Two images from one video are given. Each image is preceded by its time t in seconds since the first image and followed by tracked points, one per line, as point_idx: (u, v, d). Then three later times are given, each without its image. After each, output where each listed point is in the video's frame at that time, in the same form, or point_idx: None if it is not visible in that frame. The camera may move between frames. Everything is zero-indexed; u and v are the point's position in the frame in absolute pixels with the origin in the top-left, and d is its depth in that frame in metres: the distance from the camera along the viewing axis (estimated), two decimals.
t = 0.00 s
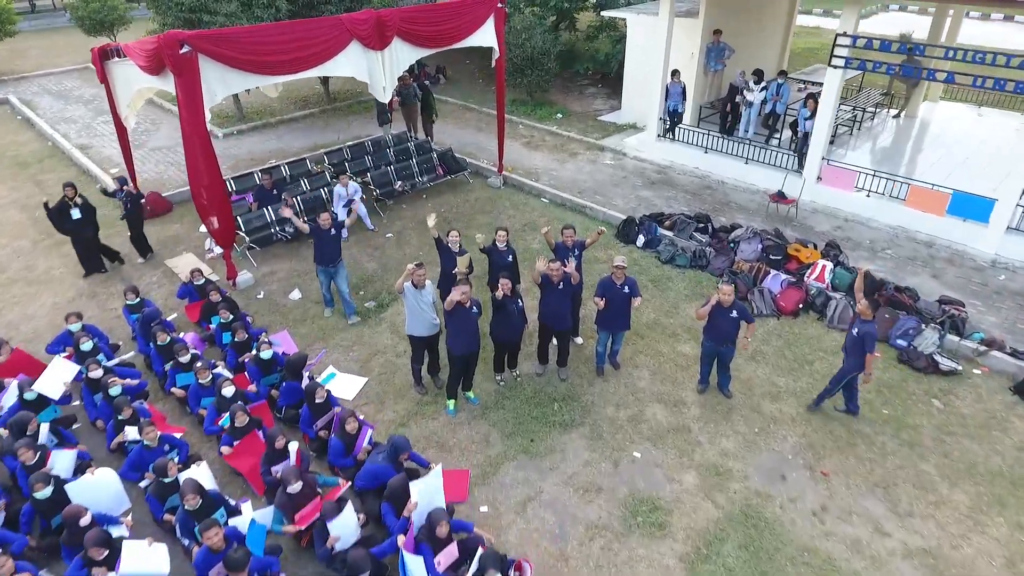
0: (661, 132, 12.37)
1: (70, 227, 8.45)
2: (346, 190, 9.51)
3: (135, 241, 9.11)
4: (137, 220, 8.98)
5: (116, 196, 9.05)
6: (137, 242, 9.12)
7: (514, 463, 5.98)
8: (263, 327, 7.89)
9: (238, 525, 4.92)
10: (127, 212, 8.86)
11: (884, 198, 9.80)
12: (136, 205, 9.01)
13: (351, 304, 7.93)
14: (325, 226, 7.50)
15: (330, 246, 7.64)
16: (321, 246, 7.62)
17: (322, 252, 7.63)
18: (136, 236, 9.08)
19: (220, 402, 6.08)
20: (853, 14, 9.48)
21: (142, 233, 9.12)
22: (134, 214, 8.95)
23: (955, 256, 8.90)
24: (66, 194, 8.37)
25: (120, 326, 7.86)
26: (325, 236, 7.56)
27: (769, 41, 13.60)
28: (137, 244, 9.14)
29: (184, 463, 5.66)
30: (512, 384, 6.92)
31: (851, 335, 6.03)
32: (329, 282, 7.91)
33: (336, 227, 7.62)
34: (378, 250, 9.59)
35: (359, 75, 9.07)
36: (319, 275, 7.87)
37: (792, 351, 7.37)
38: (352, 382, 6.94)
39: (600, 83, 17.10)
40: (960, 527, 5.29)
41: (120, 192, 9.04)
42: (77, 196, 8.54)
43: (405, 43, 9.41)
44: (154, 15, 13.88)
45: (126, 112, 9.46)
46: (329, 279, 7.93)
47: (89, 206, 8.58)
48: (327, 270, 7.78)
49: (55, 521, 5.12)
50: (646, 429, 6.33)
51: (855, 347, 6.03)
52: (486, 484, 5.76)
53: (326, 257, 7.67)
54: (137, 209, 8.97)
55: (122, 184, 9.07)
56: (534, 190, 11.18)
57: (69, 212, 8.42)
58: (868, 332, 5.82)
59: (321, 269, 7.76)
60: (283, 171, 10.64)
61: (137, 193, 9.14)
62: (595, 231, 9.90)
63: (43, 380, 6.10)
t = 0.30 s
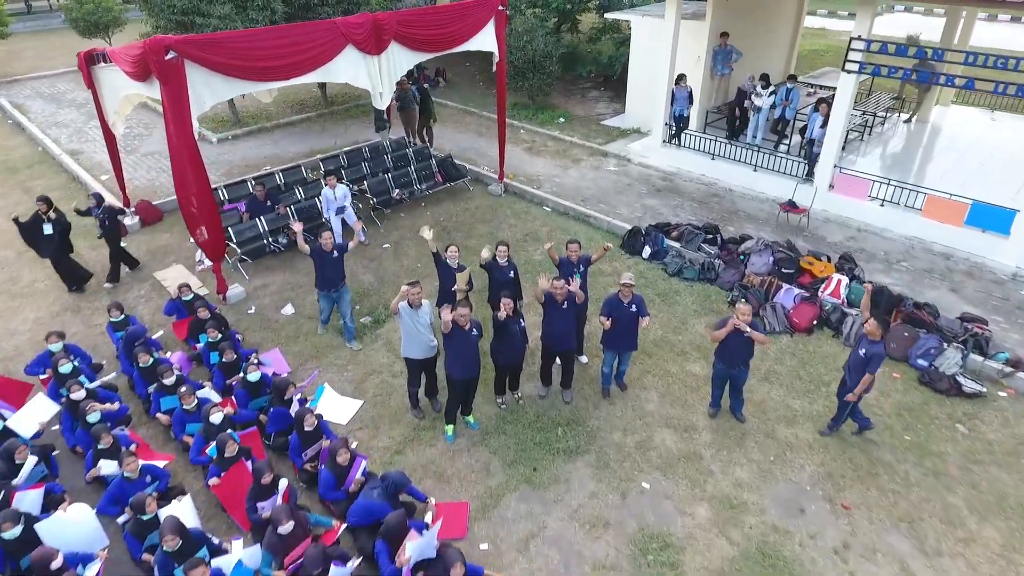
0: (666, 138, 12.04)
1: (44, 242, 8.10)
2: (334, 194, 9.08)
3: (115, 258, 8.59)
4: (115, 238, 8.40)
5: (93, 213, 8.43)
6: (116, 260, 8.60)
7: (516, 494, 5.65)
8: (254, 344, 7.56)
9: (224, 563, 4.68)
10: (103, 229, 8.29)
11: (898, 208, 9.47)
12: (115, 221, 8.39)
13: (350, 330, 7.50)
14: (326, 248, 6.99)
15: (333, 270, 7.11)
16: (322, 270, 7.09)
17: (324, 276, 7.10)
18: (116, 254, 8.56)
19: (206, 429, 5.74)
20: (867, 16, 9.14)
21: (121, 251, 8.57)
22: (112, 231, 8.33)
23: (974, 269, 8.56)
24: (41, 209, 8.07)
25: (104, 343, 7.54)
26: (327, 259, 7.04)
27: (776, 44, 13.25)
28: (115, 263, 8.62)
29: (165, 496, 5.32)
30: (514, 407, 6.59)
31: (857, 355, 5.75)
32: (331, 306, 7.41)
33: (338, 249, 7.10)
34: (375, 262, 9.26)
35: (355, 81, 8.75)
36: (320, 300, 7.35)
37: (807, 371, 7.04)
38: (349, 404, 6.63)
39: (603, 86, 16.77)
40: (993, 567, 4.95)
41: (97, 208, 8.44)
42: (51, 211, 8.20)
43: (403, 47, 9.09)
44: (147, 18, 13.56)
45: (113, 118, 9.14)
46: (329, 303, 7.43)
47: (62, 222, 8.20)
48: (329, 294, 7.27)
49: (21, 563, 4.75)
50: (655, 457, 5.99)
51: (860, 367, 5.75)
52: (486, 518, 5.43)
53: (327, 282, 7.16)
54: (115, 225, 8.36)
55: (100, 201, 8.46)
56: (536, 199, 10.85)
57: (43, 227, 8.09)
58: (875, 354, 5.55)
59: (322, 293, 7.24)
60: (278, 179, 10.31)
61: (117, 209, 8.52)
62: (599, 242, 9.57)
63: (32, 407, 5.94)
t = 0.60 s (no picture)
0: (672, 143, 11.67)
1: (14, 260, 7.59)
2: (327, 202, 8.73)
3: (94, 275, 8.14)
4: (86, 259, 7.89)
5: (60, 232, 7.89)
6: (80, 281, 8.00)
7: (519, 529, 5.28)
8: (243, 362, 7.20)
9: None
10: (74, 250, 7.80)
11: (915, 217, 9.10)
12: (86, 241, 7.91)
13: (346, 349, 7.12)
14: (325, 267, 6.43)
15: (334, 290, 6.54)
16: (323, 291, 6.51)
17: (324, 298, 6.51)
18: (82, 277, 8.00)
19: (188, 458, 5.38)
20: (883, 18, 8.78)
21: (93, 273, 8.04)
22: (82, 251, 7.85)
23: (996, 281, 8.20)
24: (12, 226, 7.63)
25: (87, 361, 7.18)
26: (328, 279, 6.47)
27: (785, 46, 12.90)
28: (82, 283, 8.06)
29: (143, 533, 4.98)
30: (516, 432, 6.24)
31: (871, 376, 5.48)
32: (332, 331, 6.78)
33: (339, 268, 6.54)
34: (371, 273, 8.91)
35: (351, 86, 8.42)
36: (319, 324, 6.72)
37: (825, 392, 6.67)
38: (352, 409, 6.48)
39: (606, 88, 16.41)
40: None
41: (64, 226, 7.90)
42: (17, 228, 7.67)
43: (400, 50, 8.74)
44: (138, 19, 13.22)
45: (99, 124, 8.77)
46: (329, 327, 6.75)
47: (31, 242, 7.71)
48: (331, 318, 6.65)
49: None
50: (666, 487, 5.63)
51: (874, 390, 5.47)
52: (486, 556, 5.07)
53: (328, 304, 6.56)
54: (85, 245, 7.87)
55: (67, 218, 7.89)
56: (538, 206, 10.50)
57: (9, 246, 7.58)
58: (891, 376, 5.30)
59: (323, 317, 6.62)
60: (271, 186, 9.96)
61: (87, 228, 8.02)
62: (604, 252, 9.20)
63: None
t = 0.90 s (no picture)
0: (679, 143, 11.28)
1: None
2: (324, 200, 8.38)
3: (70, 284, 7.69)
4: (54, 271, 7.38)
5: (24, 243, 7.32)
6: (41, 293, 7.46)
7: (521, 558, 4.89)
8: (229, 373, 6.82)
9: None
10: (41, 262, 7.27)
11: (934, 219, 8.72)
12: (54, 252, 7.37)
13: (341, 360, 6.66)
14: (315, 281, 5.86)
15: (329, 305, 5.98)
16: (317, 308, 5.95)
17: (319, 315, 5.95)
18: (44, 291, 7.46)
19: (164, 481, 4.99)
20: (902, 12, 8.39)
21: (62, 285, 7.55)
22: (50, 263, 7.33)
23: (1021, 288, 7.82)
24: None
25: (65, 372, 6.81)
26: (321, 294, 5.91)
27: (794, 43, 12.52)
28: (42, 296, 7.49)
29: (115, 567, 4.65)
30: (518, 450, 5.85)
31: (891, 387, 5.07)
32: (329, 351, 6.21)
33: (331, 281, 5.98)
34: (366, 278, 8.53)
35: (344, 82, 8.05)
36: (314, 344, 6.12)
37: (846, 406, 6.28)
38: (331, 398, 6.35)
39: (609, 87, 16.02)
40: None
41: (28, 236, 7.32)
42: None
43: (396, 44, 8.36)
44: (129, 15, 12.86)
45: (82, 122, 8.39)
46: (326, 346, 6.17)
47: None
48: (327, 336, 6.07)
49: None
50: (679, 510, 5.25)
51: (894, 403, 5.07)
52: None
53: (322, 321, 5.98)
54: (54, 257, 7.35)
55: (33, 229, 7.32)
56: (540, 208, 10.12)
57: None
58: (915, 390, 4.90)
59: (319, 335, 6.04)
60: (263, 187, 9.60)
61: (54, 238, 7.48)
62: (609, 256, 8.82)
63: None
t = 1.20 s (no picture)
0: (687, 144, 10.91)
1: None
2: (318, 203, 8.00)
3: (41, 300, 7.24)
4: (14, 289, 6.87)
5: None
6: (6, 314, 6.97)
7: None
8: (216, 388, 6.45)
9: None
10: None
11: (954, 223, 8.35)
12: (13, 269, 6.86)
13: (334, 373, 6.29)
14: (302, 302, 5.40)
15: (317, 328, 5.54)
16: (305, 332, 5.51)
17: (307, 340, 5.51)
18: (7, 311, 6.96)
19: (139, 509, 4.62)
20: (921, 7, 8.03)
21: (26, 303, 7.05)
22: (9, 281, 6.82)
23: None
24: None
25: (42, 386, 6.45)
26: (309, 317, 5.47)
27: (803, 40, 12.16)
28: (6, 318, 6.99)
29: None
30: (520, 472, 5.49)
31: (917, 405, 4.68)
32: (320, 376, 5.78)
33: (319, 302, 5.55)
34: (361, 285, 8.17)
35: (339, 80, 7.69)
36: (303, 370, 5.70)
37: (870, 423, 5.91)
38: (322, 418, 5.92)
39: (613, 85, 15.66)
40: None
41: None
42: None
43: (393, 40, 8.00)
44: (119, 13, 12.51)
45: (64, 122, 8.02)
46: (316, 372, 5.75)
47: None
48: (316, 362, 5.64)
49: None
50: (694, 539, 4.89)
51: (921, 422, 4.69)
52: None
53: (310, 346, 5.54)
54: (13, 274, 6.84)
55: None
56: (543, 211, 9.75)
57: None
58: (944, 404, 4.54)
59: (308, 362, 5.61)
60: (256, 189, 9.25)
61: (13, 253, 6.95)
62: (615, 262, 8.45)
63: None
